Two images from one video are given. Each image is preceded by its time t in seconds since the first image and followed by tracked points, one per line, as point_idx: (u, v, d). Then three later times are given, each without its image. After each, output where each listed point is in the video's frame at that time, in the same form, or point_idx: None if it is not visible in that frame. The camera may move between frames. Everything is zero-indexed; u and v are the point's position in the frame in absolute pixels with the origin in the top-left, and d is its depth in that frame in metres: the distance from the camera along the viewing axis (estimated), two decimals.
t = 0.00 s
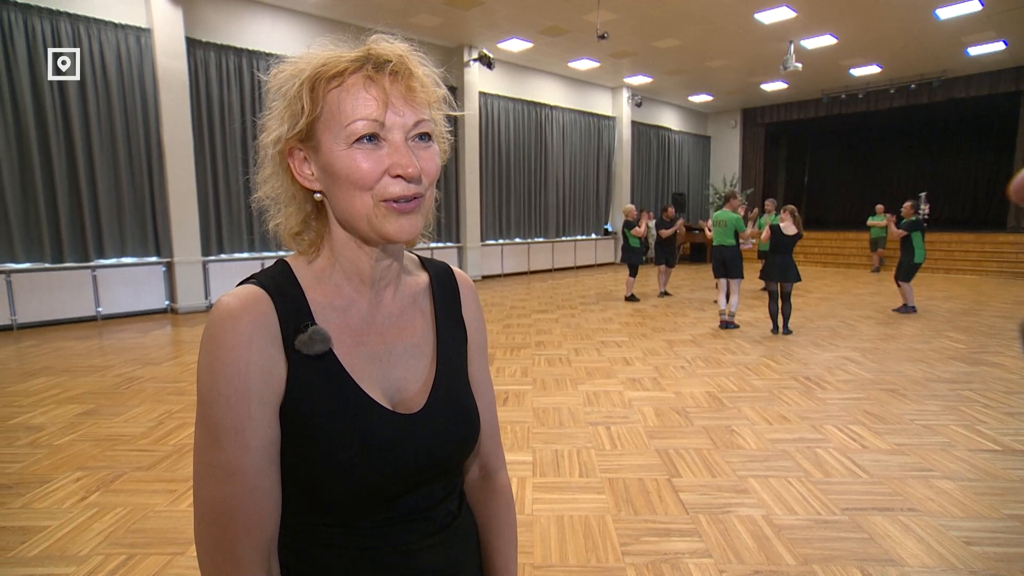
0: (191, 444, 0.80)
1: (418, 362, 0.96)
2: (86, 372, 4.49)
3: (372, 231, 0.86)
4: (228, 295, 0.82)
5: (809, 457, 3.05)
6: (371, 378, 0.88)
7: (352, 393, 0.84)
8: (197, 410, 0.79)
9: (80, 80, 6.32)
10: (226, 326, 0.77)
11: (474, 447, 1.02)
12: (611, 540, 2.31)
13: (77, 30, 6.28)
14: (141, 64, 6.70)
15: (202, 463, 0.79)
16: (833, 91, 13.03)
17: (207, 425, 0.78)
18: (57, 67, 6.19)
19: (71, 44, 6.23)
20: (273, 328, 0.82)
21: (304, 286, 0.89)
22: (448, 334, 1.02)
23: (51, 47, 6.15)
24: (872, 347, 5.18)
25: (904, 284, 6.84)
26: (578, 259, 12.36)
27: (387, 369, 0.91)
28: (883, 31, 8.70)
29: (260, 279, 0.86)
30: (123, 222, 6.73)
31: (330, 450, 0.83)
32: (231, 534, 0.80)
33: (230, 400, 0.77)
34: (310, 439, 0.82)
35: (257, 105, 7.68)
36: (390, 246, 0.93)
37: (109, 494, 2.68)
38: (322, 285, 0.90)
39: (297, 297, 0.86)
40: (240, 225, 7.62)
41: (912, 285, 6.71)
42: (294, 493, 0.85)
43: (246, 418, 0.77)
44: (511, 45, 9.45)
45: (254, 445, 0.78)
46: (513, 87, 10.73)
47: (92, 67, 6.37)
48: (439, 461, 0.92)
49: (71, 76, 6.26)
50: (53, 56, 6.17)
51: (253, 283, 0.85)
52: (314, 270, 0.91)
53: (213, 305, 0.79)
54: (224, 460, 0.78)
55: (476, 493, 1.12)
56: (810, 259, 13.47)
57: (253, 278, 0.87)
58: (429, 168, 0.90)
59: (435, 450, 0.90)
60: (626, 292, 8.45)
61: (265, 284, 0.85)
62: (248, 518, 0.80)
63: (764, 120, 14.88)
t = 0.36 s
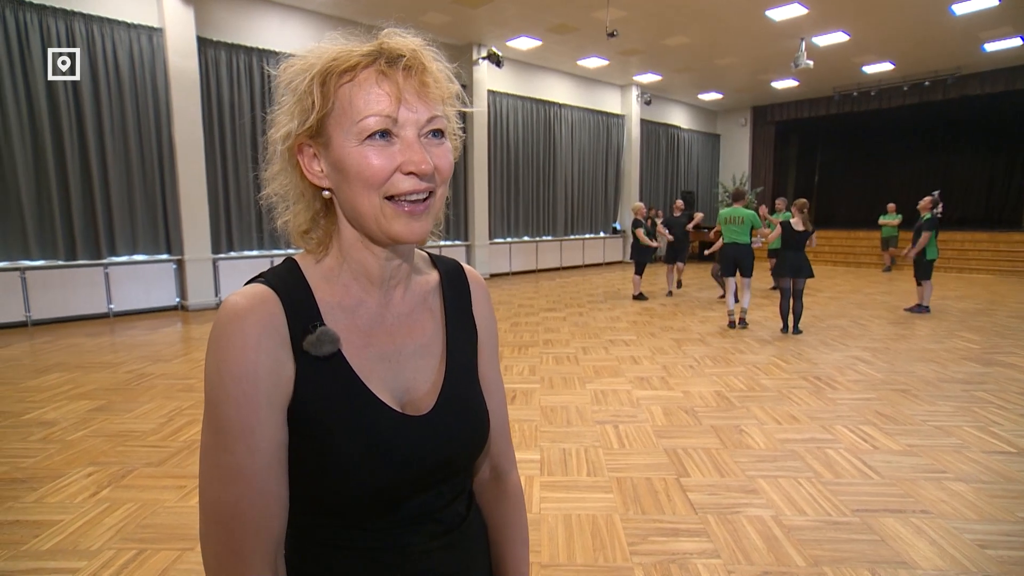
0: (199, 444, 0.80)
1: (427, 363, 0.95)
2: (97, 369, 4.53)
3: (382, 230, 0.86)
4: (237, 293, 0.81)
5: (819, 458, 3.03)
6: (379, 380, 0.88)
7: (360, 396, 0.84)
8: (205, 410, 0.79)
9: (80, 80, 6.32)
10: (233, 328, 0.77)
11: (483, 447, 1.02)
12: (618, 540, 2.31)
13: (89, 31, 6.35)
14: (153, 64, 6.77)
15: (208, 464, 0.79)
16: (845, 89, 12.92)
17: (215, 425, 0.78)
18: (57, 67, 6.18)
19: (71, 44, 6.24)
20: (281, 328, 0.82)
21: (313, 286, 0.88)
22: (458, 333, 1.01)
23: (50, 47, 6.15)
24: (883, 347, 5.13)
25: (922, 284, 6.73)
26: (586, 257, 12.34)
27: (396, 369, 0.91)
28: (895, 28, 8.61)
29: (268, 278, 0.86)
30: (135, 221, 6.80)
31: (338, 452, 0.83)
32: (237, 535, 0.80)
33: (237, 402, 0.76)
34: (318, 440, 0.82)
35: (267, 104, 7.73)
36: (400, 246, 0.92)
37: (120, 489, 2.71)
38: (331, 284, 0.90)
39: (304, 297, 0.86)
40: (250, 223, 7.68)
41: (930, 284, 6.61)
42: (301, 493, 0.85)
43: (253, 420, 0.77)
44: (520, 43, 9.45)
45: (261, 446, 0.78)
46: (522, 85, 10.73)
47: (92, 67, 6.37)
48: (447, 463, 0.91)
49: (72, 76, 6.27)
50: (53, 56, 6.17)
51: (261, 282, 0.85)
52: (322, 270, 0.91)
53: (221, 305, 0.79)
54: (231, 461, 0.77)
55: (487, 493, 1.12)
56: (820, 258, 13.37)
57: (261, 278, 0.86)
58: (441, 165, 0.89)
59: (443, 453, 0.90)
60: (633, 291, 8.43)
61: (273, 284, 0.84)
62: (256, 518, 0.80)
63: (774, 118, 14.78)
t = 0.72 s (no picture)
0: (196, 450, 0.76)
1: (434, 365, 0.93)
2: (88, 371, 4.48)
3: (392, 233, 0.83)
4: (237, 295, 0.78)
5: (815, 458, 3.03)
6: (386, 384, 0.85)
7: (365, 400, 0.81)
8: (203, 416, 0.75)
9: (80, 80, 6.31)
10: (234, 329, 0.74)
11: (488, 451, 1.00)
12: (616, 542, 2.30)
13: (83, 30, 6.31)
14: (146, 64, 6.73)
15: (207, 472, 0.75)
16: (837, 90, 13.01)
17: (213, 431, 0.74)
18: (56, 67, 6.18)
19: (69, 44, 6.22)
20: (283, 329, 0.78)
21: (316, 289, 0.85)
22: (465, 336, 0.99)
23: (50, 48, 6.15)
24: (877, 347, 5.16)
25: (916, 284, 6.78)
26: (581, 258, 12.36)
27: (403, 373, 0.88)
28: (888, 29, 8.68)
29: (268, 278, 0.82)
30: (127, 222, 6.75)
31: (341, 458, 0.79)
32: (238, 542, 0.76)
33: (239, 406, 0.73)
34: (321, 445, 0.79)
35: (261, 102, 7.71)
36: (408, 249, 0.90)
37: (112, 494, 2.68)
38: (335, 286, 0.87)
39: (308, 299, 0.82)
40: (243, 223, 7.65)
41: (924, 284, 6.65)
42: (301, 501, 0.82)
43: (253, 425, 0.74)
44: (515, 44, 9.47)
45: (262, 453, 0.74)
46: (517, 86, 10.75)
47: (93, 66, 6.36)
48: (452, 467, 0.89)
49: (71, 76, 6.26)
50: (53, 55, 6.16)
51: (261, 282, 0.81)
52: (326, 272, 0.88)
53: (220, 306, 0.76)
54: (232, 468, 0.74)
55: (488, 498, 1.10)
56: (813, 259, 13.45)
57: (261, 278, 0.83)
58: (451, 167, 0.87)
59: (448, 456, 0.87)
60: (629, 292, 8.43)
61: (275, 284, 0.81)
62: (256, 527, 0.76)
63: (768, 118, 14.88)
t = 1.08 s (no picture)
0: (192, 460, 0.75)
1: (436, 371, 0.92)
2: (78, 378, 4.43)
3: (392, 236, 0.82)
4: (232, 301, 0.76)
5: (810, 459, 3.04)
6: (386, 391, 0.84)
7: (364, 407, 0.79)
8: (197, 425, 0.74)
9: (78, 81, 6.31)
10: (229, 337, 0.72)
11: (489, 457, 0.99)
12: (613, 545, 2.29)
13: (71, 33, 6.26)
14: (135, 67, 6.68)
15: (202, 483, 0.74)
16: (827, 92, 13.13)
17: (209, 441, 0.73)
18: (55, 67, 6.18)
19: (67, 44, 6.22)
20: (280, 336, 0.77)
21: (314, 293, 0.84)
22: (465, 340, 0.98)
23: (46, 49, 6.14)
24: (869, 347, 5.19)
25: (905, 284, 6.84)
26: (574, 260, 12.37)
27: (403, 378, 0.87)
28: (875, 33, 8.78)
29: (264, 284, 0.81)
30: (117, 228, 6.69)
31: (342, 467, 0.78)
32: (238, 552, 0.75)
33: (236, 415, 0.72)
34: (320, 454, 0.78)
35: (252, 106, 7.68)
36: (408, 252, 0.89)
37: (102, 503, 2.64)
38: (333, 290, 0.85)
39: (306, 304, 0.81)
40: (235, 228, 7.60)
41: (914, 284, 6.71)
42: (300, 510, 0.81)
43: (250, 434, 0.72)
44: (507, 47, 9.49)
45: (260, 463, 0.73)
46: (509, 89, 10.77)
47: (91, 68, 6.37)
48: (453, 475, 0.88)
49: (70, 77, 6.26)
50: (52, 56, 6.16)
51: (257, 287, 0.80)
52: (324, 276, 0.86)
53: (215, 313, 0.74)
54: (228, 479, 0.73)
55: (489, 506, 1.09)
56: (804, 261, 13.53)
57: (257, 284, 0.82)
58: (452, 169, 0.86)
59: (450, 463, 0.86)
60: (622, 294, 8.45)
61: (272, 290, 0.80)
62: (253, 539, 0.75)
63: (758, 121, 14.99)
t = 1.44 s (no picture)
0: (191, 466, 0.74)
1: (434, 376, 0.91)
2: (76, 382, 4.42)
3: (390, 241, 0.82)
4: (229, 307, 0.76)
5: (810, 460, 3.04)
6: (384, 396, 0.84)
7: (361, 413, 0.79)
8: (193, 432, 0.73)
9: (77, 81, 6.32)
10: (225, 343, 0.72)
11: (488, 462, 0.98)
12: (613, 548, 2.28)
13: (69, 36, 6.26)
14: (133, 70, 6.68)
15: (198, 490, 0.74)
16: (824, 94, 13.15)
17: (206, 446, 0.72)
18: (55, 67, 6.20)
19: (67, 44, 6.23)
20: (276, 341, 0.77)
21: (311, 299, 0.83)
22: (463, 345, 0.98)
23: (46, 49, 6.15)
24: (868, 348, 5.20)
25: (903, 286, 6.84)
26: (573, 262, 12.38)
27: (401, 384, 0.86)
28: (872, 34, 8.81)
29: (261, 290, 0.80)
30: (115, 231, 6.68)
31: (340, 473, 0.78)
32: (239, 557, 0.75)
33: (231, 422, 0.72)
34: (317, 460, 0.77)
35: (250, 109, 7.68)
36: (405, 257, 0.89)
37: (99, 508, 2.63)
38: (331, 295, 0.85)
39: (303, 309, 0.81)
40: (233, 231, 7.60)
41: (912, 286, 6.72)
42: (299, 516, 0.80)
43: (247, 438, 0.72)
44: (505, 50, 9.51)
45: (257, 470, 0.73)
46: (507, 91, 10.79)
47: (90, 69, 6.39)
48: (452, 480, 0.87)
49: (70, 77, 6.27)
50: (52, 56, 6.18)
51: (253, 293, 0.79)
52: (321, 281, 0.86)
53: (211, 318, 0.74)
54: (226, 485, 0.73)
55: (489, 511, 1.09)
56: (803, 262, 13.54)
57: (253, 289, 0.81)
58: (451, 174, 0.86)
59: (448, 468, 0.86)
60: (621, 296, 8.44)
61: (268, 295, 0.79)
62: (249, 545, 0.75)
63: (756, 123, 15.01)
